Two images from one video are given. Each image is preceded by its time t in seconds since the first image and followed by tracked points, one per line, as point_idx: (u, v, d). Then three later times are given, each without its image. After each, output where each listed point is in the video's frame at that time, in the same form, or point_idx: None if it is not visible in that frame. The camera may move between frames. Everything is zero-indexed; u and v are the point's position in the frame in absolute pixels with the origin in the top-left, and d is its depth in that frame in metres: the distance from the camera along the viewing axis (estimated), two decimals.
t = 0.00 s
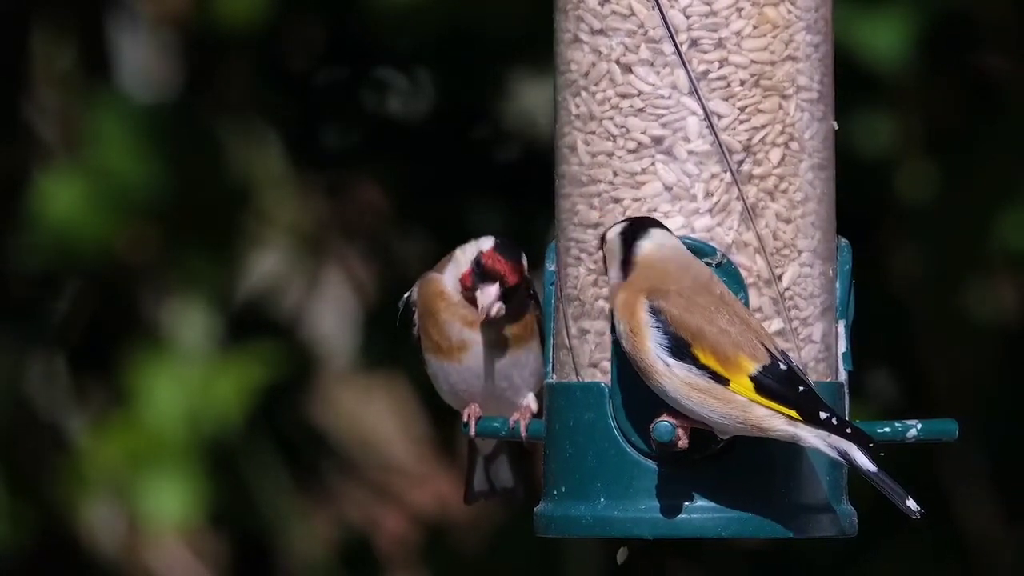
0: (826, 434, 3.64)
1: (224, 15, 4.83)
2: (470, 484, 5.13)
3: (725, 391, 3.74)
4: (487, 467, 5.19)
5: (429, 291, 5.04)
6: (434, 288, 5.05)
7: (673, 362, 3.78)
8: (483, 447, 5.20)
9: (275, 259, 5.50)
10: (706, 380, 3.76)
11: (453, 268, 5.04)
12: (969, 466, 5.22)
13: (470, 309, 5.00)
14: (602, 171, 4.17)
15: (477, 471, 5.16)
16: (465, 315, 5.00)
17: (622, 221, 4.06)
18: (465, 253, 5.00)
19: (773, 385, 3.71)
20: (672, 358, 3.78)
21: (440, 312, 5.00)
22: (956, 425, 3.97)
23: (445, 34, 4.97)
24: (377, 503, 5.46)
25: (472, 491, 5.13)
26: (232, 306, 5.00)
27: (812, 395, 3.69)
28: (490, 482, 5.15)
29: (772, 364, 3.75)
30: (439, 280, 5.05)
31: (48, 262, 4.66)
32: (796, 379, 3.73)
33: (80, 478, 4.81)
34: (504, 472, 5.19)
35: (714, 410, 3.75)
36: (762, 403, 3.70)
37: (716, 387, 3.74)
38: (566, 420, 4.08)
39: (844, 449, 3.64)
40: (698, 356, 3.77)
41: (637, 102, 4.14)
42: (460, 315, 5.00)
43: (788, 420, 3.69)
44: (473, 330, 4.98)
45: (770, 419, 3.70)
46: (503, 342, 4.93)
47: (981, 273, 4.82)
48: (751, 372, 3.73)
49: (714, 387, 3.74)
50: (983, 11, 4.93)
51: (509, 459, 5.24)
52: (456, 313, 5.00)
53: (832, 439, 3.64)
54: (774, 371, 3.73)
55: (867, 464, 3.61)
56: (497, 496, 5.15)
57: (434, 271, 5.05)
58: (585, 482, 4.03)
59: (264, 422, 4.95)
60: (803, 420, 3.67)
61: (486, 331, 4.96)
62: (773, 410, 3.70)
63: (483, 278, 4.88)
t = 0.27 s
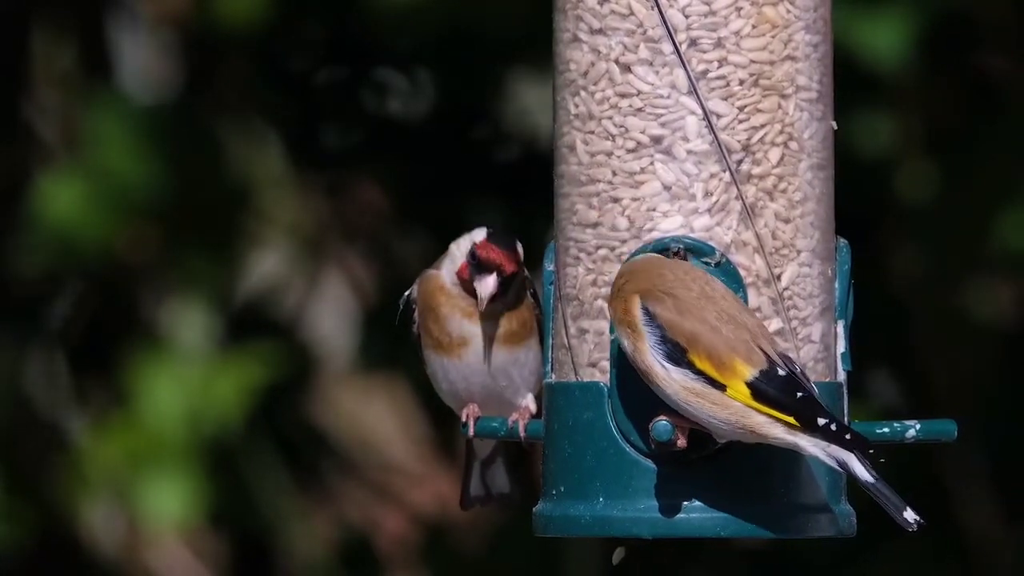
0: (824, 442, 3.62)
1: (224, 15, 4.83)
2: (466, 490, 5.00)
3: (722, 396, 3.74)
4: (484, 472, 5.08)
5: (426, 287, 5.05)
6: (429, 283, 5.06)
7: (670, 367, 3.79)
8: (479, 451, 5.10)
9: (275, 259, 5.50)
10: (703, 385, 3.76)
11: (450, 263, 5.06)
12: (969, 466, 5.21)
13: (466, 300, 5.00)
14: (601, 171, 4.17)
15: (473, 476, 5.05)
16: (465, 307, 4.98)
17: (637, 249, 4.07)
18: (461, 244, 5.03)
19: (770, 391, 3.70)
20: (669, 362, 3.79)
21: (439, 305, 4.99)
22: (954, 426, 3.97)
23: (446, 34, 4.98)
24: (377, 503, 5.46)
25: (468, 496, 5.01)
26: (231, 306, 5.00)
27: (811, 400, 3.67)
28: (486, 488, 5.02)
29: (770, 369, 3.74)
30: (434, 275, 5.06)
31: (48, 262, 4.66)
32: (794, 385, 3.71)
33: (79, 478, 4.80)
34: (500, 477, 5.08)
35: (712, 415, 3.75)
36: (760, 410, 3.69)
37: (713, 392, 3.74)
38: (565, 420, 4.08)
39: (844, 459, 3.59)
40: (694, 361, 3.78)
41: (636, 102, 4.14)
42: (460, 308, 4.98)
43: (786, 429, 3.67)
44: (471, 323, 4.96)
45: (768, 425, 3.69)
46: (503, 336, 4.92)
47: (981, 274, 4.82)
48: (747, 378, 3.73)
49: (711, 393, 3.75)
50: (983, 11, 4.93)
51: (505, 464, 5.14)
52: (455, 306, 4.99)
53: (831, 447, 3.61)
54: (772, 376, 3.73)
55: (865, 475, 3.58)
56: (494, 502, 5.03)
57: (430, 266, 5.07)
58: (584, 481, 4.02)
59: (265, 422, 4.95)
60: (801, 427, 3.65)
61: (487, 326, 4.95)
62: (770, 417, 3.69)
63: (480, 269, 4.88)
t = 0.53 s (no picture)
0: (823, 438, 3.59)
1: (224, 15, 4.83)
2: (462, 502, 5.03)
3: (720, 394, 3.73)
4: (478, 480, 5.10)
5: (449, 297, 4.95)
6: (459, 294, 4.94)
7: (668, 365, 3.79)
8: (474, 460, 5.10)
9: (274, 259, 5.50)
10: (700, 383, 3.76)
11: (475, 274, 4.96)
12: (969, 466, 5.22)
13: (494, 319, 4.88)
14: (602, 170, 4.17)
15: (468, 486, 5.06)
16: (474, 320, 4.90)
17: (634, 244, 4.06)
18: (506, 265, 4.90)
19: (766, 386, 3.69)
20: (667, 362, 3.79)
21: (450, 316, 4.91)
22: (956, 426, 3.95)
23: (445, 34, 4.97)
24: (377, 504, 5.46)
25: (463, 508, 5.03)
26: (231, 306, 5.00)
27: (809, 396, 3.65)
28: (481, 498, 5.04)
29: (766, 365, 3.73)
30: (467, 287, 4.94)
31: (47, 262, 4.65)
32: (791, 381, 3.70)
33: (79, 478, 4.80)
34: (496, 485, 5.09)
35: (712, 413, 3.74)
36: (758, 408, 3.68)
37: (711, 390, 3.74)
38: (566, 419, 4.07)
39: (844, 458, 3.57)
40: (690, 360, 3.77)
41: (636, 101, 4.14)
42: (469, 320, 4.90)
43: (786, 426, 3.66)
44: (481, 336, 4.87)
45: (769, 423, 3.68)
46: (509, 348, 4.83)
47: (982, 274, 4.82)
48: (744, 374, 3.72)
49: (709, 390, 3.74)
50: (983, 11, 4.93)
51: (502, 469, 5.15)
52: (467, 318, 4.91)
53: (830, 446, 3.59)
54: (768, 371, 3.71)
55: (864, 473, 3.54)
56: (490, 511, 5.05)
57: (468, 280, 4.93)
58: (585, 481, 4.02)
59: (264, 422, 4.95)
60: (799, 423, 3.63)
61: (492, 337, 4.86)
62: (768, 413, 3.67)
63: (529, 293, 4.89)
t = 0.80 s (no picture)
0: (831, 437, 3.63)
1: (224, 15, 4.82)
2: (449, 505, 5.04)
3: (726, 398, 3.73)
4: (469, 483, 5.09)
5: (466, 301, 4.87)
6: (476, 299, 4.85)
7: (671, 375, 3.79)
8: (465, 465, 5.09)
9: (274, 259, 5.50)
10: (705, 390, 3.76)
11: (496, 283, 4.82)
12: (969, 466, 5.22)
13: (509, 329, 4.81)
14: (604, 170, 4.17)
15: (457, 490, 5.06)
16: (486, 327, 4.82)
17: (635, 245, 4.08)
18: (520, 274, 4.76)
19: (772, 387, 3.69)
20: (670, 370, 3.79)
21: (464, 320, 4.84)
22: (958, 426, 3.97)
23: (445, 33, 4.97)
24: (377, 504, 5.46)
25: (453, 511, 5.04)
26: (232, 306, 4.99)
27: (817, 395, 3.66)
28: (469, 503, 5.03)
29: (771, 366, 3.73)
30: (484, 293, 4.83)
31: (47, 262, 4.64)
32: (796, 380, 3.70)
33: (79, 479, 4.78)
34: (486, 490, 5.08)
35: (718, 418, 3.75)
36: (766, 409, 3.68)
37: (716, 395, 3.74)
38: (568, 420, 4.07)
39: (852, 456, 3.61)
40: (694, 367, 3.78)
41: (639, 101, 4.14)
42: (482, 327, 4.83)
43: (793, 426, 3.67)
44: (493, 343, 4.81)
45: (776, 425, 3.68)
46: (518, 359, 4.79)
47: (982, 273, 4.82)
48: (749, 377, 3.72)
49: (714, 396, 3.74)
50: (982, 11, 4.94)
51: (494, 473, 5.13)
52: (481, 324, 4.83)
53: (838, 444, 3.62)
54: (774, 372, 3.71)
55: (873, 470, 3.58)
56: (478, 517, 5.04)
57: (486, 288, 4.81)
58: (588, 481, 4.01)
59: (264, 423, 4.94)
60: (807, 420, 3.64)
61: (502, 345, 4.81)
62: (777, 415, 3.68)
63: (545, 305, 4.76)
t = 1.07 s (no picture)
0: (833, 434, 3.64)
1: (223, 15, 4.81)
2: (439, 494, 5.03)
3: (733, 391, 3.73)
4: (461, 472, 5.06)
5: (490, 306, 4.80)
6: (501, 307, 4.78)
7: (680, 364, 3.78)
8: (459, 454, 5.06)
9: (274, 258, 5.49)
10: (712, 381, 3.76)
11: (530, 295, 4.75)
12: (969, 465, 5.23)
13: (526, 338, 4.75)
14: (606, 170, 4.16)
15: (448, 479, 5.04)
16: (503, 334, 4.77)
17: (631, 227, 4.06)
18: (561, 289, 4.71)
19: (780, 384, 3.70)
20: (679, 360, 3.78)
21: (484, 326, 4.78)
22: (961, 425, 3.97)
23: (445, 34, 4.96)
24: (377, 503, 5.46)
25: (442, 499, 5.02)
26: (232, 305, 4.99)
27: (821, 394, 3.68)
28: (458, 490, 5.01)
29: (780, 364, 3.74)
30: (514, 302, 4.76)
31: (47, 262, 4.63)
32: (803, 378, 3.72)
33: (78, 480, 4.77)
34: (477, 479, 5.04)
35: (723, 412, 3.74)
36: (773, 404, 3.68)
37: (724, 388, 3.74)
38: (571, 419, 4.05)
39: (854, 450, 3.63)
40: (705, 357, 3.77)
41: (641, 101, 4.13)
42: (500, 334, 4.77)
43: (797, 422, 3.68)
44: (507, 349, 4.77)
45: (780, 420, 3.69)
46: (529, 367, 4.75)
47: (981, 274, 4.82)
48: (758, 373, 3.73)
49: (722, 388, 3.74)
50: (982, 10, 4.93)
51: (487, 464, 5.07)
52: (500, 331, 4.77)
53: (841, 439, 3.63)
54: (782, 370, 3.73)
55: (875, 465, 3.62)
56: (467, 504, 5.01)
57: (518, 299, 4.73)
58: (590, 480, 4.00)
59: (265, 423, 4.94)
60: (811, 418, 3.65)
61: (516, 352, 4.76)
62: (782, 411, 3.68)
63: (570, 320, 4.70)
